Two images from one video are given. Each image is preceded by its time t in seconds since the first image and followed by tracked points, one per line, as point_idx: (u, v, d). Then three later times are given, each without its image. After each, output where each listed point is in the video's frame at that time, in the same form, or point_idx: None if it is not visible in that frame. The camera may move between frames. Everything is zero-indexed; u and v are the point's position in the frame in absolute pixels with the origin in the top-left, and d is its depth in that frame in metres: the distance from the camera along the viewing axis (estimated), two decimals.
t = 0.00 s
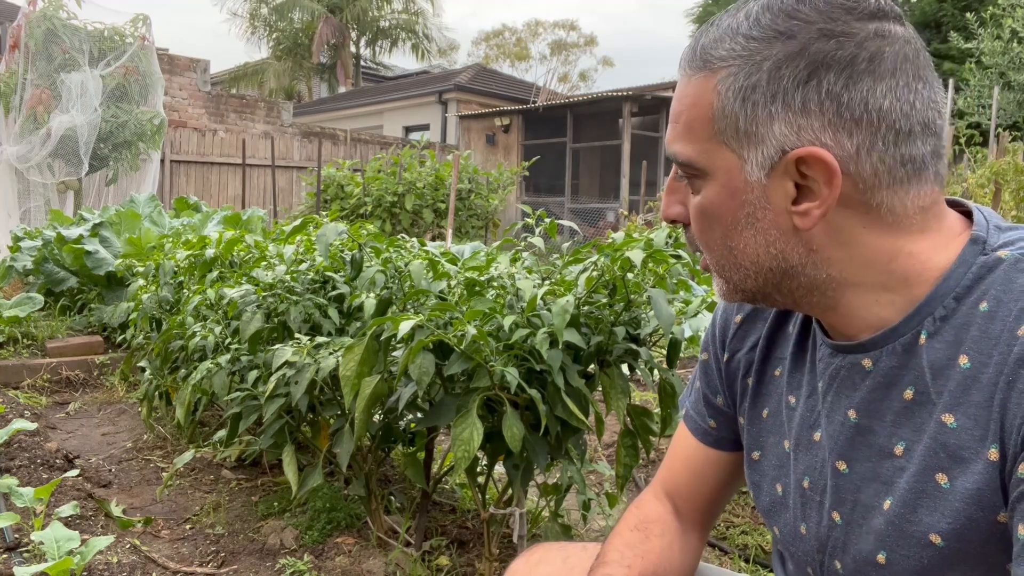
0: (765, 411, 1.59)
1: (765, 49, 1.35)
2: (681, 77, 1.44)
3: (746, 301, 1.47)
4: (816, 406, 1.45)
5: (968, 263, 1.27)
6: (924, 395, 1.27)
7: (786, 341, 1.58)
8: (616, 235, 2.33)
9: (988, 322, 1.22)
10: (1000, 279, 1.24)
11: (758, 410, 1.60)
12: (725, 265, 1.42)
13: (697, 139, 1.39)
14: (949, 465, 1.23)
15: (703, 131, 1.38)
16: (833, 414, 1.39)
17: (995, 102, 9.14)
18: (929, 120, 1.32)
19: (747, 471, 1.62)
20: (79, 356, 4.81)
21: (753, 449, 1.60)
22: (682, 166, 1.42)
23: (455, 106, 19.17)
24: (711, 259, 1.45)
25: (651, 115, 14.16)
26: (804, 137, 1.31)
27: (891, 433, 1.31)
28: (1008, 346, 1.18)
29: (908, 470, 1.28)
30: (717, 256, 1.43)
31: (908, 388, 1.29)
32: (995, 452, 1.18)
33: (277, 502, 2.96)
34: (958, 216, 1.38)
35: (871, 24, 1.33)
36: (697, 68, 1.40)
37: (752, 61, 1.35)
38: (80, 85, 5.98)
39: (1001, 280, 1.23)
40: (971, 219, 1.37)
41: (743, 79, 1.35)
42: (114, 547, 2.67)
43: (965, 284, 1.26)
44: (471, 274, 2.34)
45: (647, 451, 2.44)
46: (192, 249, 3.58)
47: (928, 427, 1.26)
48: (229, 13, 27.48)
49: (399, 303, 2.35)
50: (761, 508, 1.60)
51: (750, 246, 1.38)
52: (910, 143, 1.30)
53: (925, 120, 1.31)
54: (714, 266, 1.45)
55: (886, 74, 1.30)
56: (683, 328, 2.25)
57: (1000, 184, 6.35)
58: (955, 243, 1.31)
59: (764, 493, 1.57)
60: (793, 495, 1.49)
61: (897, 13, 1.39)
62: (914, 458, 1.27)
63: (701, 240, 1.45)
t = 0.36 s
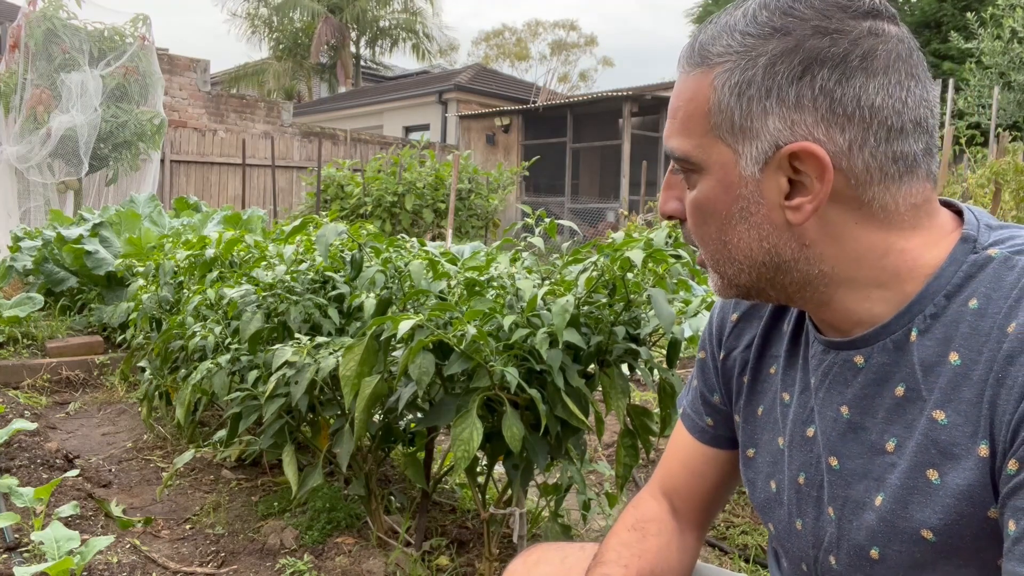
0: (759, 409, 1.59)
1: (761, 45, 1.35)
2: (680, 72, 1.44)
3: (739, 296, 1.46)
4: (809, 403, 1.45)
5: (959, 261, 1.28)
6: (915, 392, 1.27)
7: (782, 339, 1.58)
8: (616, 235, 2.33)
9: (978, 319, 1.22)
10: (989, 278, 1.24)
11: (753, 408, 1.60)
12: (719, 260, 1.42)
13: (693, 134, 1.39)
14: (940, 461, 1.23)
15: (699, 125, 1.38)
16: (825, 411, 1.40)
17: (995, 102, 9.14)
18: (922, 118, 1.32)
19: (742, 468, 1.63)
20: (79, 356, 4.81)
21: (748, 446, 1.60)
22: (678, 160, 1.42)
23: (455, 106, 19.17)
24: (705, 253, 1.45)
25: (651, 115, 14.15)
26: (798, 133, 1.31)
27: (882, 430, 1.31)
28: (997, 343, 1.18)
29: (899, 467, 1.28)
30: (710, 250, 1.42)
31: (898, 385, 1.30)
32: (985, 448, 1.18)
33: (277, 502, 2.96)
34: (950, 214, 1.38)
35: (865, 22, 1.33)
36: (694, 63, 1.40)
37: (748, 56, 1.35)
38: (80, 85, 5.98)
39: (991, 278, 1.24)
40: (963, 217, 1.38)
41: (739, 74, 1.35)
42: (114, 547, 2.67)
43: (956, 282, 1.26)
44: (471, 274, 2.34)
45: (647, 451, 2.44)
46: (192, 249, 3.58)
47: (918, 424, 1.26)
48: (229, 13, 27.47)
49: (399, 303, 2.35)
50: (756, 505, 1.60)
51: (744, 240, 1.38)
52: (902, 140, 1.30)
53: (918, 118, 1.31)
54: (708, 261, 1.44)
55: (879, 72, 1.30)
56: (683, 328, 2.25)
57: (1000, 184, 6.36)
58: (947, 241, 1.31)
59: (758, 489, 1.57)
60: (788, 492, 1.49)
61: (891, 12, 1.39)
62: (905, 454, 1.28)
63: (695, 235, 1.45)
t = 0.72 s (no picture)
0: (757, 410, 1.59)
1: (758, 45, 1.35)
2: (677, 72, 1.44)
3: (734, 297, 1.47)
4: (805, 405, 1.45)
5: (955, 262, 1.28)
6: (912, 394, 1.27)
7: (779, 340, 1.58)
8: (616, 235, 2.33)
9: (974, 321, 1.22)
10: (985, 279, 1.24)
11: (751, 409, 1.60)
12: (714, 261, 1.42)
13: (689, 134, 1.39)
14: (936, 463, 1.23)
15: (695, 126, 1.39)
16: (822, 412, 1.40)
17: (995, 102, 9.14)
18: (918, 120, 1.32)
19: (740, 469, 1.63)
20: (79, 356, 4.81)
21: (746, 447, 1.60)
22: (675, 161, 1.42)
23: (455, 106, 19.18)
24: (701, 254, 1.45)
25: (651, 115, 14.15)
26: (793, 134, 1.31)
27: (879, 432, 1.32)
28: (993, 345, 1.19)
29: (895, 468, 1.28)
30: (706, 252, 1.43)
31: (895, 387, 1.30)
32: (981, 450, 1.19)
33: (277, 502, 2.96)
34: (946, 215, 1.38)
35: (862, 23, 1.33)
36: (691, 63, 1.40)
37: (744, 57, 1.35)
38: (80, 85, 5.97)
39: (987, 280, 1.24)
40: (960, 217, 1.38)
41: (735, 75, 1.35)
42: (114, 547, 2.67)
43: (952, 283, 1.27)
44: (471, 274, 2.34)
45: (646, 451, 2.44)
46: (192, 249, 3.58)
47: (915, 426, 1.26)
48: (229, 14, 27.47)
49: (399, 303, 2.35)
50: (753, 506, 1.59)
51: (739, 242, 1.38)
52: (898, 142, 1.30)
53: (914, 120, 1.31)
54: (704, 262, 1.45)
55: (875, 74, 1.30)
56: (683, 328, 2.25)
57: (999, 184, 6.36)
58: (942, 243, 1.31)
59: (756, 491, 1.57)
60: (785, 493, 1.49)
61: (888, 13, 1.39)
62: (901, 456, 1.28)
63: (691, 237, 1.45)
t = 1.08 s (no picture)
0: (762, 407, 1.59)
1: (779, 27, 1.35)
2: (700, 51, 1.45)
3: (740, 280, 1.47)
4: (811, 400, 1.45)
5: (962, 259, 1.28)
6: (916, 390, 1.27)
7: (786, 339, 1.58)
8: (615, 235, 2.32)
9: (979, 319, 1.22)
10: (992, 277, 1.24)
11: (756, 406, 1.60)
12: (721, 241, 1.43)
13: (707, 113, 1.40)
14: (938, 459, 1.23)
15: (713, 105, 1.40)
16: (827, 406, 1.40)
17: (995, 102, 9.13)
18: (936, 111, 1.31)
19: (744, 465, 1.63)
20: (78, 356, 4.81)
21: (751, 443, 1.60)
22: (690, 140, 1.43)
23: (455, 106, 19.18)
24: (709, 236, 1.45)
25: (651, 115, 14.14)
26: (808, 117, 1.31)
27: (883, 428, 1.32)
28: (998, 343, 1.19)
29: (897, 464, 1.28)
30: (713, 230, 1.43)
31: (900, 382, 1.30)
32: (983, 448, 1.19)
33: (277, 502, 2.96)
34: (955, 211, 1.38)
35: (884, 12, 1.33)
36: (713, 43, 1.41)
37: (765, 38, 1.35)
38: (80, 85, 5.97)
39: (993, 277, 1.24)
40: (968, 214, 1.38)
41: (756, 56, 1.35)
42: (114, 547, 2.67)
43: (958, 280, 1.26)
44: (471, 274, 2.34)
45: (647, 450, 2.44)
46: (192, 249, 3.58)
47: (919, 422, 1.26)
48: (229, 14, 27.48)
49: (399, 303, 2.34)
50: (756, 502, 1.60)
51: (748, 223, 1.38)
52: (914, 132, 1.29)
53: (932, 111, 1.30)
54: (711, 242, 1.45)
55: (894, 61, 1.29)
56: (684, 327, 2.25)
57: (1000, 184, 6.36)
58: (951, 238, 1.31)
59: (759, 487, 1.57)
60: (789, 488, 1.49)
61: (911, 5, 1.38)
62: (904, 452, 1.28)
63: (701, 215, 1.45)
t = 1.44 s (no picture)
0: (763, 401, 1.59)
1: (801, 11, 1.36)
2: (724, 29, 1.46)
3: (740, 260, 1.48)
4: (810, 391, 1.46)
5: (958, 255, 1.27)
6: (909, 382, 1.28)
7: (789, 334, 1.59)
8: (615, 235, 2.31)
9: (972, 314, 1.22)
10: (986, 271, 1.24)
11: (757, 399, 1.60)
12: (724, 217, 1.44)
13: (723, 90, 1.41)
14: (926, 452, 1.23)
15: (729, 82, 1.41)
16: (823, 397, 1.41)
17: (995, 102, 9.12)
18: (944, 107, 1.31)
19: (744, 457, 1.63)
20: (79, 356, 4.81)
21: (751, 436, 1.61)
22: (704, 115, 1.44)
23: (455, 106, 19.18)
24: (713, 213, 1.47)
25: (651, 115, 14.13)
26: (818, 101, 1.31)
27: (876, 419, 1.32)
28: (990, 337, 1.19)
29: (888, 455, 1.28)
30: (717, 206, 1.44)
31: (894, 374, 1.30)
32: (972, 442, 1.19)
33: (277, 502, 2.96)
34: (956, 206, 1.37)
35: (905, 5, 1.33)
36: (736, 22, 1.42)
37: (786, 21, 1.36)
38: (80, 85, 5.97)
39: (987, 272, 1.24)
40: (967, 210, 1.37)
41: (776, 37, 1.36)
42: (114, 547, 2.67)
43: (954, 274, 1.26)
44: (471, 275, 2.34)
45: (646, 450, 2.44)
46: (192, 249, 3.58)
47: (910, 414, 1.26)
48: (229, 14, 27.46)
49: (399, 303, 2.34)
50: (754, 495, 1.60)
51: (750, 201, 1.39)
52: (920, 125, 1.29)
53: (940, 106, 1.30)
54: (715, 219, 1.46)
55: (908, 53, 1.29)
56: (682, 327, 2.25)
57: (1000, 184, 6.36)
58: (947, 233, 1.31)
59: (757, 478, 1.58)
60: (787, 478, 1.50)
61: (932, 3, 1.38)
62: (896, 443, 1.28)
63: (707, 191, 1.47)
